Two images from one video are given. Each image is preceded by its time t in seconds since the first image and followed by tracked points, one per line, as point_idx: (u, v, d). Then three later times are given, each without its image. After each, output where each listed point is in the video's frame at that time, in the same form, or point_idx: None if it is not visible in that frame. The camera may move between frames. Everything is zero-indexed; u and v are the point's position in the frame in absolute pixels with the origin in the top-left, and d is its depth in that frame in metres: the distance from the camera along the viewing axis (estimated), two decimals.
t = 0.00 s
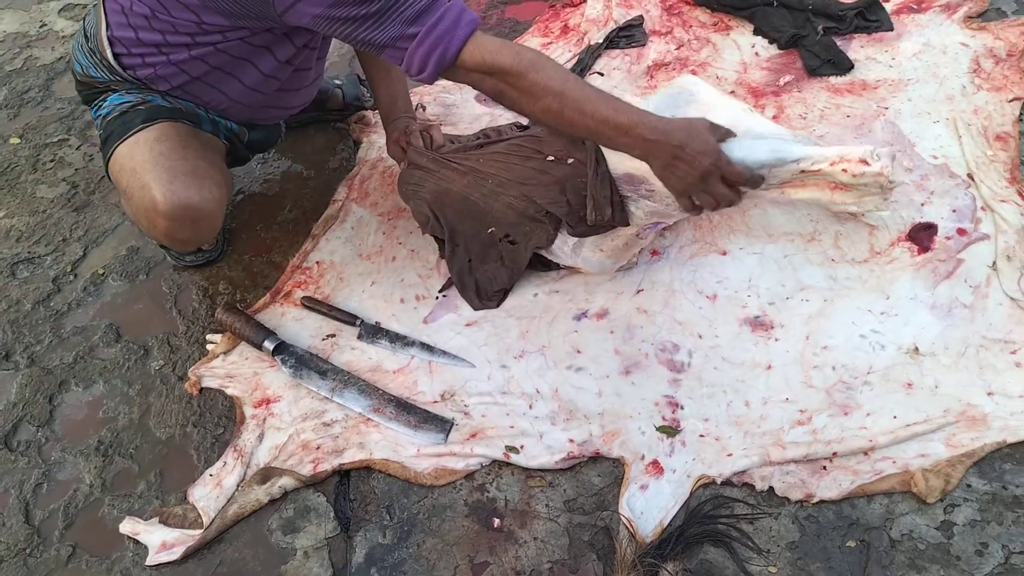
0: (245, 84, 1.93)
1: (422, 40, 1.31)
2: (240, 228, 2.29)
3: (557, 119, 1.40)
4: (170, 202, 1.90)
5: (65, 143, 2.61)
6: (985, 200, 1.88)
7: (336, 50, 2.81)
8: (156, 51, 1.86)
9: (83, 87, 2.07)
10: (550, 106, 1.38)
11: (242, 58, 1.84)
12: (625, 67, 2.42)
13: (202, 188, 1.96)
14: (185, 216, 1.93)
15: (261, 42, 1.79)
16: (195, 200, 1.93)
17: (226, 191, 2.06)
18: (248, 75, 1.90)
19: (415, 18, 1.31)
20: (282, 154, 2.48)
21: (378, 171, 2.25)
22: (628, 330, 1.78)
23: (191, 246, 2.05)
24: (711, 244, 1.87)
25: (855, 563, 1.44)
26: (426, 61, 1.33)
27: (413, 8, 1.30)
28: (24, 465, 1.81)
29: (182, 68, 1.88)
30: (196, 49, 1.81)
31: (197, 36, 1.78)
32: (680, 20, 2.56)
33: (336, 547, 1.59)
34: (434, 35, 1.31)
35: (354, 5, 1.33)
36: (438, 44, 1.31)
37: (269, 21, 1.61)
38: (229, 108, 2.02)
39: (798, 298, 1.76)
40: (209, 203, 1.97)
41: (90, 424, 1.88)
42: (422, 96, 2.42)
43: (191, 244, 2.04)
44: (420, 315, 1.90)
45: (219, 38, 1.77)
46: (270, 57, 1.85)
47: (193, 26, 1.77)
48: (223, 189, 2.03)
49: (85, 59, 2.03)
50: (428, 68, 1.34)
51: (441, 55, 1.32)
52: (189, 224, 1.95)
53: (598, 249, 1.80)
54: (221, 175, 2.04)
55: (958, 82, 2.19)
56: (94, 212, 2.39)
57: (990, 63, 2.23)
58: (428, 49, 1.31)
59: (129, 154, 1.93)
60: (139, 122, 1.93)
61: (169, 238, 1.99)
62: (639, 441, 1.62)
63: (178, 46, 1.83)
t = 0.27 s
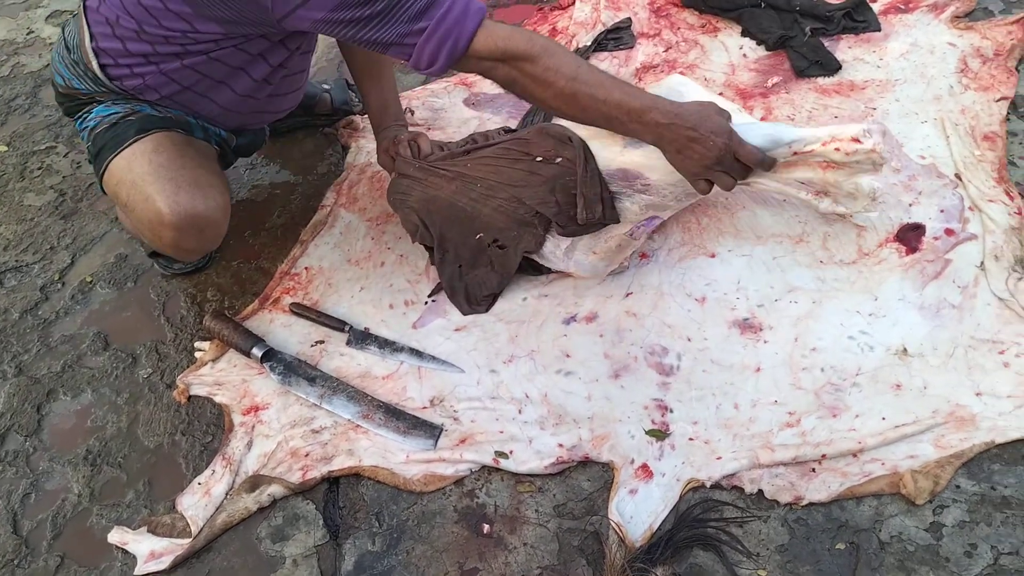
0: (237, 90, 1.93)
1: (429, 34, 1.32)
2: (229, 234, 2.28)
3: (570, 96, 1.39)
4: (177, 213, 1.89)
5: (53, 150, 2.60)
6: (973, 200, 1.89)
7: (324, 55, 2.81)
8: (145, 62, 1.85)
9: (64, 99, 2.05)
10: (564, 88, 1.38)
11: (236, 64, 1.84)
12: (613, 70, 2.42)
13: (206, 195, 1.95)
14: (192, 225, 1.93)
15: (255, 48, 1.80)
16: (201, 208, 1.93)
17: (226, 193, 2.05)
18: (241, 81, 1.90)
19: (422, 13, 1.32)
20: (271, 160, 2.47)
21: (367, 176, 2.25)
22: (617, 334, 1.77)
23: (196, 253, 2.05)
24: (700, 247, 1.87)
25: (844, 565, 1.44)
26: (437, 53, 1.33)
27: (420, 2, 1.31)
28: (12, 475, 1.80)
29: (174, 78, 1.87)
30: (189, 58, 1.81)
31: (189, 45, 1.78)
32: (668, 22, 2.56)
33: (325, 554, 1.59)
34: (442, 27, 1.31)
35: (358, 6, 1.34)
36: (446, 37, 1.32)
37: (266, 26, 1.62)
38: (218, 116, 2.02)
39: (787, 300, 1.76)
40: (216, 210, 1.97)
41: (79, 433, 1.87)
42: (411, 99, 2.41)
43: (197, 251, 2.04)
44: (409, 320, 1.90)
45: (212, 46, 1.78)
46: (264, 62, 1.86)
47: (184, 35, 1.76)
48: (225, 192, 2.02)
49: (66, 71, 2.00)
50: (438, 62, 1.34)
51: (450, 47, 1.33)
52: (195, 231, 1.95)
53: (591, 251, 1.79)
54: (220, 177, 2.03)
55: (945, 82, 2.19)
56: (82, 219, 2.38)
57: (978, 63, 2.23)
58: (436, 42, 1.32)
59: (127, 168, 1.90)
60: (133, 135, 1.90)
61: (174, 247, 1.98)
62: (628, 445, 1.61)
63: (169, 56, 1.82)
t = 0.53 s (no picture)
0: (209, 98, 1.91)
1: (358, 45, 1.32)
2: (225, 239, 2.28)
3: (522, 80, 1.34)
4: (142, 223, 1.87)
5: (49, 156, 2.60)
6: (969, 200, 1.89)
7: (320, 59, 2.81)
8: (119, 70, 1.86)
9: (56, 109, 2.05)
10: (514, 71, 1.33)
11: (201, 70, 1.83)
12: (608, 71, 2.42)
13: (173, 208, 1.92)
14: (158, 238, 1.90)
15: (217, 53, 1.79)
16: (168, 221, 1.90)
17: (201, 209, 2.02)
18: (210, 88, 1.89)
19: (350, 23, 1.32)
20: (267, 165, 2.47)
21: (363, 179, 2.25)
22: (614, 336, 1.77)
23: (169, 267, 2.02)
24: (697, 248, 1.89)
25: (843, 567, 1.43)
26: (363, 67, 1.34)
27: (347, 12, 1.31)
28: (9, 482, 1.80)
29: (146, 86, 1.87)
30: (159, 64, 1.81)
31: (159, 51, 1.78)
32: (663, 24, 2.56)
33: (323, 560, 1.58)
34: (369, 40, 1.32)
35: (289, 9, 1.33)
36: (373, 51, 1.33)
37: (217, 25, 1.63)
38: (200, 125, 2.00)
39: (783, 301, 1.77)
40: (181, 224, 1.93)
41: (75, 439, 1.86)
42: (406, 103, 2.41)
43: (169, 265, 2.01)
44: (406, 323, 1.90)
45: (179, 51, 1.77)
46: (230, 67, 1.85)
47: (148, 39, 1.77)
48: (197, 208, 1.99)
49: (56, 81, 2.01)
50: (364, 75, 1.35)
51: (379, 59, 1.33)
52: (163, 244, 1.92)
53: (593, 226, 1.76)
54: (196, 192, 2.01)
55: (940, 81, 2.20)
56: (78, 225, 2.38)
57: (972, 62, 2.24)
58: (364, 57, 1.33)
59: (100, 177, 1.90)
60: (111, 144, 1.91)
61: (145, 260, 1.97)
62: (626, 447, 1.61)
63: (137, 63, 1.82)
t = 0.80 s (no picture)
0: (197, 92, 1.91)
1: None
2: (226, 240, 2.28)
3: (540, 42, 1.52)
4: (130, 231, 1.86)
5: (49, 158, 2.60)
6: (970, 197, 1.89)
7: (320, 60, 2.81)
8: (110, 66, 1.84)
9: (40, 118, 2.03)
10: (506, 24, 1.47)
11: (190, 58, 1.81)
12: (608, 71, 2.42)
13: (162, 216, 1.90)
14: (145, 245, 1.88)
15: (217, 41, 1.79)
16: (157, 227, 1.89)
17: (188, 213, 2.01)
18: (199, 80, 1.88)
19: None
20: (267, 166, 2.47)
21: (363, 180, 2.24)
22: (615, 335, 1.77)
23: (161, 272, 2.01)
24: (697, 247, 1.89)
25: (845, 565, 1.44)
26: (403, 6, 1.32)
27: None
28: (12, 484, 1.80)
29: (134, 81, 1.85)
30: (152, 58, 1.81)
31: (152, 45, 1.78)
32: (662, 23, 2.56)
33: (326, 560, 1.58)
34: None
35: None
36: None
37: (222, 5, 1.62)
38: (190, 122, 2.01)
39: (785, 300, 1.77)
40: (170, 230, 1.91)
41: (78, 441, 1.86)
42: (406, 103, 2.41)
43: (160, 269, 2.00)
44: (408, 323, 1.90)
45: (173, 43, 1.77)
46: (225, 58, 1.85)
47: (141, 34, 1.76)
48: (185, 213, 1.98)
49: (39, 89, 1.99)
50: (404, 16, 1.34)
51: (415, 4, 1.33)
52: (152, 251, 1.91)
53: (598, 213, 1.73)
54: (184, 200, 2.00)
55: (940, 79, 2.19)
56: (79, 227, 2.38)
57: (972, 60, 2.24)
58: None
59: (87, 187, 1.89)
60: (97, 152, 1.89)
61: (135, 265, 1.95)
62: (628, 447, 1.61)
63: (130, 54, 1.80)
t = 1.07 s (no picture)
0: (179, 96, 1.90)
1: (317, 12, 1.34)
2: (226, 240, 2.28)
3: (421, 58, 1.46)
4: (173, 213, 1.89)
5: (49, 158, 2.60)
6: (971, 194, 1.89)
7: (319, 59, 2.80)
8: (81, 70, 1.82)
9: (29, 129, 2.02)
10: (412, 59, 1.44)
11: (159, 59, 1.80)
12: (608, 69, 2.42)
13: (198, 193, 1.94)
14: (189, 225, 1.93)
15: (183, 43, 1.76)
16: (198, 210, 1.93)
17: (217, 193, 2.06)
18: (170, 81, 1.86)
19: None
20: (267, 165, 2.47)
21: (363, 179, 2.24)
22: (616, 333, 1.77)
23: (196, 257, 2.05)
24: (698, 245, 1.90)
25: (848, 562, 1.44)
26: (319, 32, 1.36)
27: None
28: (13, 484, 1.80)
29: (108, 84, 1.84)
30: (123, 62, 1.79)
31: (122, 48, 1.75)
32: (662, 20, 2.55)
33: (328, 559, 1.58)
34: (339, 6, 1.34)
35: None
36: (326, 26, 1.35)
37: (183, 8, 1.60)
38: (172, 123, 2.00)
39: (786, 297, 1.77)
40: (208, 205, 1.96)
41: (79, 441, 1.86)
42: (405, 102, 2.41)
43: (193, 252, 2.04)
44: (409, 322, 1.89)
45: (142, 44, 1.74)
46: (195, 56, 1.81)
47: (110, 35, 1.73)
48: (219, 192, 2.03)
49: (23, 98, 1.98)
50: (313, 50, 1.37)
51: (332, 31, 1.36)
52: (194, 232, 1.96)
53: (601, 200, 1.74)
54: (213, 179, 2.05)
55: (941, 76, 2.19)
56: (78, 227, 2.38)
57: (973, 57, 2.23)
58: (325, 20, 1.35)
59: (111, 182, 1.89)
60: (110, 148, 1.88)
61: (175, 250, 1.98)
62: (629, 445, 1.61)
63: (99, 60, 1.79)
